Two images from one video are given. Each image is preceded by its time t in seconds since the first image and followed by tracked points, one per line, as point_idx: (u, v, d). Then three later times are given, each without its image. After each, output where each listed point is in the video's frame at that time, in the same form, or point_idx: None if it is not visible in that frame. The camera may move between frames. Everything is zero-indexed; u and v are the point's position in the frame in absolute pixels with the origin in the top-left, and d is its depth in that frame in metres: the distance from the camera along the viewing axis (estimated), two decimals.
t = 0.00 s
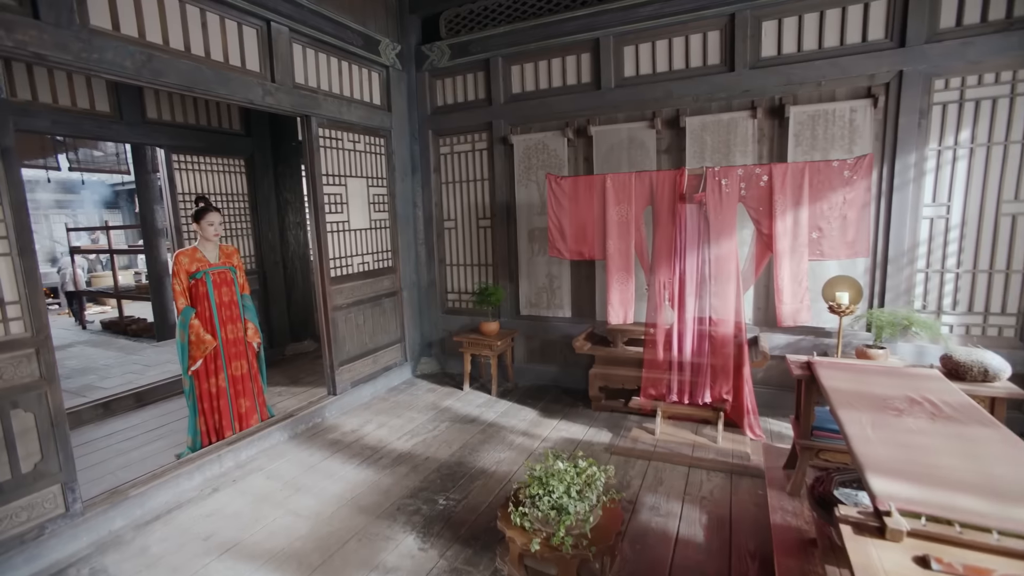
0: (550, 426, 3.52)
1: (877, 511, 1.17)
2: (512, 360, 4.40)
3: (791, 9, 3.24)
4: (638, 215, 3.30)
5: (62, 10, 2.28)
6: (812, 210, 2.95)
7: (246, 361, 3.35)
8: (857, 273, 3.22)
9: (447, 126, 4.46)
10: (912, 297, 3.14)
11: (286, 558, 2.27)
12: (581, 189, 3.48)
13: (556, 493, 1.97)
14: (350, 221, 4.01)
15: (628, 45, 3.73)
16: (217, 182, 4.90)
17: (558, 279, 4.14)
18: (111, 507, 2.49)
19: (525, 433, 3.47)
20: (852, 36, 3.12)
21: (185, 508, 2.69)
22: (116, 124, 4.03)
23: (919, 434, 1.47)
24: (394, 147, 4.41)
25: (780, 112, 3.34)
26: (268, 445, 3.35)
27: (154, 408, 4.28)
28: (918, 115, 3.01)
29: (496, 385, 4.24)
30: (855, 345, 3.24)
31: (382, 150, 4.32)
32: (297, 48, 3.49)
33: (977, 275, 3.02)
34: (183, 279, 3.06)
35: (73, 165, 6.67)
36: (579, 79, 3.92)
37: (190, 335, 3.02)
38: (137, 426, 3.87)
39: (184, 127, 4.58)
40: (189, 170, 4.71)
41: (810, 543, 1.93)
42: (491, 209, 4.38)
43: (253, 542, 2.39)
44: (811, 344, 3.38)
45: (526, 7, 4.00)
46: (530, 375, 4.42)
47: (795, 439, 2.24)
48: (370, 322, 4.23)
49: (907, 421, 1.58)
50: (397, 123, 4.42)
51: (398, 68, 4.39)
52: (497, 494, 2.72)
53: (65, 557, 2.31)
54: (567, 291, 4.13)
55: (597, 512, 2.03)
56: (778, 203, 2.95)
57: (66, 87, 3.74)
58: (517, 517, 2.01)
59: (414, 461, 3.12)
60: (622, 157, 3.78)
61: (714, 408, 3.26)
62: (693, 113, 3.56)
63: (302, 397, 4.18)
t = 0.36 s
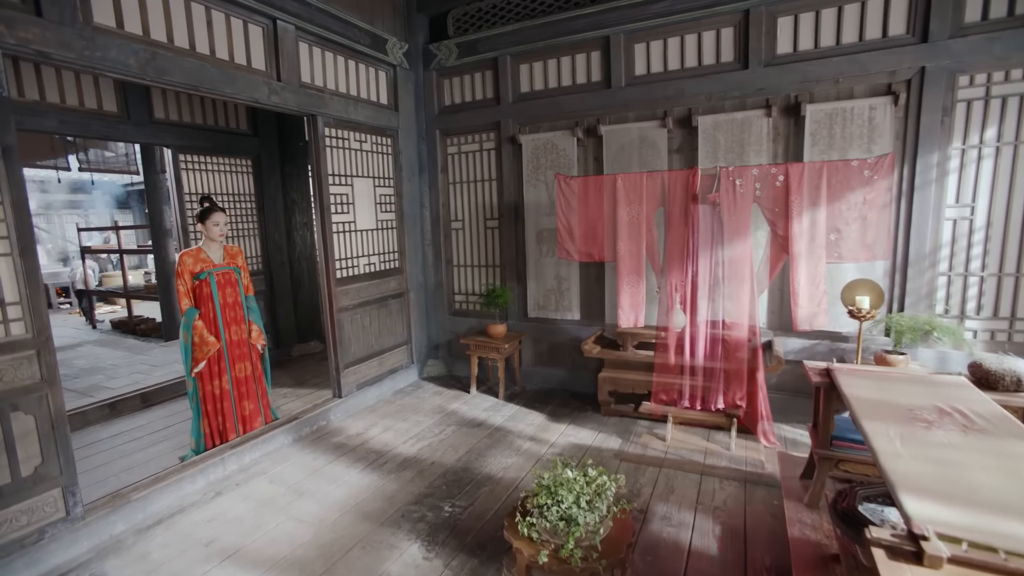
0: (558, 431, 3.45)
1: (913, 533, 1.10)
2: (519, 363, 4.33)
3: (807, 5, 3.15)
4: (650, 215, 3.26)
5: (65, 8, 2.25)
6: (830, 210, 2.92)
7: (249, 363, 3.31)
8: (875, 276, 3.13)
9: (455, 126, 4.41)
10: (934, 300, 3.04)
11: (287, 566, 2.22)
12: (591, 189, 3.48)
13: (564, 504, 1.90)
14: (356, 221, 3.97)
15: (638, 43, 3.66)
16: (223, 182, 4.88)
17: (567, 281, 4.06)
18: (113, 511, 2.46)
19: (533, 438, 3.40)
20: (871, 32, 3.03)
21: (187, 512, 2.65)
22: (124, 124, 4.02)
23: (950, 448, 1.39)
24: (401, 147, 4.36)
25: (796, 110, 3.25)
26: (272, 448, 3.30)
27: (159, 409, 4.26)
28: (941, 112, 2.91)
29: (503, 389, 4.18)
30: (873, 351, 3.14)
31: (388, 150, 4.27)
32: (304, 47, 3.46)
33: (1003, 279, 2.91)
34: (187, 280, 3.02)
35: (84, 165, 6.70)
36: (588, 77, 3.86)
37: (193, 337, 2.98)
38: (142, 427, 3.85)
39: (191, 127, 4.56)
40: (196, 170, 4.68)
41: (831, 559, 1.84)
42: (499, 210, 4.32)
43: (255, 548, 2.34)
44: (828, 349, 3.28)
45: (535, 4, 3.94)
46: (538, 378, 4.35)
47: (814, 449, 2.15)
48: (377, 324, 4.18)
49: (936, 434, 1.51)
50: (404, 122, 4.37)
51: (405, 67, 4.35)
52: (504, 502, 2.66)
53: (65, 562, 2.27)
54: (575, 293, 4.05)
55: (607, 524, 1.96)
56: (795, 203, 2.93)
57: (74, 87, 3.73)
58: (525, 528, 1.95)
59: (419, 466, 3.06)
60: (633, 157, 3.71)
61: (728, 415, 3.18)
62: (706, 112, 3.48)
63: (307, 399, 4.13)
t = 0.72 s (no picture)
0: (566, 436, 3.39)
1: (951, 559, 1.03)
2: (526, 365, 4.27)
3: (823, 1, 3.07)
4: (661, 215, 3.32)
5: (68, 5, 2.22)
6: (847, 213, 2.95)
7: (254, 364, 3.28)
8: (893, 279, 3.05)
9: (462, 125, 4.36)
10: (955, 304, 2.95)
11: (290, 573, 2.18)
12: (600, 190, 3.62)
13: (573, 513, 1.84)
14: (362, 222, 3.93)
15: (649, 41, 3.59)
16: (229, 182, 4.87)
17: (575, 282, 4.00)
18: (115, 514, 2.43)
19: (540, 442, 3.34)
20: (890, 28, 2.95)
21: (190, 515, 2.62)
22: (131, 124, 4.01)
23: (981, 464, 1.32)
24: (408, 147, 4.32)
25: (811, 109, 3.17)
26: (276, 451, 3.27)
27: (164, 410, 4.24)
28: (963, 110, 2.82)
29: (510, 391, 4.12)
30: (891, 356, 3.05)
31: (395, 150, 4.23)
32: (310, 45, 3.42)
33: None
34: (191, 280, 3.00)
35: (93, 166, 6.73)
36: (597, 76, 3.80)
37: (197, 338, 2.94)
38: (147, 428, 3.83)
39: (198, 127, 4.55)
40: (202, 170, 4.65)
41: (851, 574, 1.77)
42: (507, 210, 4.26)
43: (257, 554, 2.30)
44: (843, 354, 3.18)
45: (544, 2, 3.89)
46: (545, 381, 4.29)
47: (831, 458, 2.09)
48: (383, 326, 4.14)
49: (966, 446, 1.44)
50: (411, 122, 4.33)
51: (412, 66, 4.31)
52: (511, 508, 2.61)
53: (66, 566, 2.25)
54: (584, 295, 3.99)
55: (618, 534, 1.89)
56: (810, 204, 2.96)
57: (81, 87, 3.72)
58: (532, 537, 1.87)
59: (425, 471, 3.02)
60: (643, 157, 3.63)
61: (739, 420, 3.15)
62: (718, 111, 3.40)
63: (312, 400, 4.10)
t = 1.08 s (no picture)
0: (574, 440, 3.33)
1: None
2: (534, 368, 4.21)
3: None
4: (673, 215, 3.42)
5: (73, 2, 2.19)
6: (865, 215, 2.96)
7: (259, 366, 3.25)
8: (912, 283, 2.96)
9: (470, 125, 4.31)
10: (978, 309, 2.85)
11: None
12: (610, 189, 3.73)
13: (583, 523, 1.78)
14: (369, 222, 3.90)
15: (660, 39, 3.53)
16: (236, 182, 4.85)
17: (584, 283, 3.94)
18: (117, 518, 2.40)
19: (548, 447, 3.28)
20: (911, 24, 2.86)
21: (193, 519, 2.59)
22: (138, 124, 4.00)
23: (1018, 479, 1.26)
24: (415, 147, 4.29)
25: (827, 107, 3.09)
26: (281, 454, 3.23)
27: (170, 411, 4.22)
28: (988, 108, 2.73)
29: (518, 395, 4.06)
30: (912, 361, 2.95)
31: (402, 149, 4.20)
32: (317, 44, 3.39)
33: None
34: (197, 281, 2.97)
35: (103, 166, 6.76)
36: (607, 74, 3.73)
37: (202, 339, 2.91)
38: (152, 429, 3.81)
39: (206, 127, 4.54)
40: (209, 170, 4.62)
41: None
42: (514, 211, 4.20)
43: (259, 560, 2.26)
44: (859, 359, 3.11)
45: None
46: (553, 384, 4.23)
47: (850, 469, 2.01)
48: (389, 327, 4.10)
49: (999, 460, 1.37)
50: (418, 122, 4.29)
51: (419, 65, 4.27)
52: (518, 515, 2.55)
53: (67, 570, 2.22)
54: (592, 297, 3.93)
55: (629, 545, 1.83)
56: (826, 205, 3.02)
57: (89, 87, 3.72)
58: (541, 548, 1.82)
59: (430, 476, 2.97)
60: (653, 157, 3.55)
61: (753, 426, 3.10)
62: (730, 110, 3.33)
63: (318, 402, 4.06)
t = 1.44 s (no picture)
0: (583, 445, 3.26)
1: None
2: (542, 371, 4.15)
3: None
4: (686, 215, 3.43)
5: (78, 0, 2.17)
6: (884, 217, 2.91)
7: (264, 368, 3.21)
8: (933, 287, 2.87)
9: (478, 125, 4.27)
10: (1002, 314, 2.76)
11: None
12: (620, 190, 3.70)
13: (595, 534, 1.71)
14: (376, 223, 3.86)
15: (671, 37, 3.46)
16: (244, 182, 4.84)
17: (593, 286, 3.88)
18: (120, 522, 2.37)
19: (556, 452, 3.22)
20: (932, 19, 2.77)
21: (196, 523, 2.55)
22: (146, 124, 3.99)
23: None
24: (423, 147, 4.25)
25: (845, 105, 3.00)
26: (286, 457, 3.20)
27: (176, 412, 4.21)
28: (1014, 105, 2.64)
29: (526, 398, 4.01)
30: (934, 368, 2.87)
31: (409, 149, 4.16)
32: (324, 43, 3.36)
33: None
34: (202, 282, 2.95)
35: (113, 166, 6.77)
36: (618, 73, 3.67)
37: (208, 341, 2.88)
38: (158, 431, 3.79)
39: (214, 127, 4.53)
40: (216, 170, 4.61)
41: None
42: (523, 212, 4.15)
43: (262, 566, 2.22)
44: (877, 364, 3.02)
45: None
46: (561, 388, 4.17)
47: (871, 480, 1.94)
48: (396, 329, 4.06)
49: None
50: (426, 122, 4.25)
51: (427, 64, 4.23)
52: (526, 522, 2.49)
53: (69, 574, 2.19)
54: (602, 299, 3.86)
55: (641, 558, 1.76)
56: (844, 207, 2.99)
57: (98, 87, 3.71)
58: (550, 559, 1.76)
59: (437, 481, 2.91)
60: (665, 157, 3.48)
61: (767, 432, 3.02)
62: (744, 109, 3.25)
63: (324, 404, 4.03)
